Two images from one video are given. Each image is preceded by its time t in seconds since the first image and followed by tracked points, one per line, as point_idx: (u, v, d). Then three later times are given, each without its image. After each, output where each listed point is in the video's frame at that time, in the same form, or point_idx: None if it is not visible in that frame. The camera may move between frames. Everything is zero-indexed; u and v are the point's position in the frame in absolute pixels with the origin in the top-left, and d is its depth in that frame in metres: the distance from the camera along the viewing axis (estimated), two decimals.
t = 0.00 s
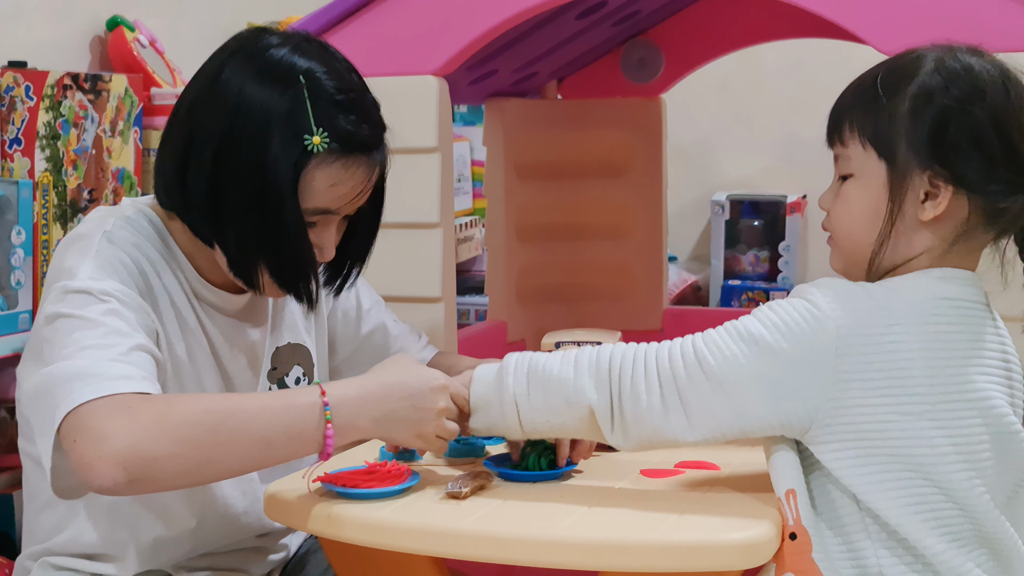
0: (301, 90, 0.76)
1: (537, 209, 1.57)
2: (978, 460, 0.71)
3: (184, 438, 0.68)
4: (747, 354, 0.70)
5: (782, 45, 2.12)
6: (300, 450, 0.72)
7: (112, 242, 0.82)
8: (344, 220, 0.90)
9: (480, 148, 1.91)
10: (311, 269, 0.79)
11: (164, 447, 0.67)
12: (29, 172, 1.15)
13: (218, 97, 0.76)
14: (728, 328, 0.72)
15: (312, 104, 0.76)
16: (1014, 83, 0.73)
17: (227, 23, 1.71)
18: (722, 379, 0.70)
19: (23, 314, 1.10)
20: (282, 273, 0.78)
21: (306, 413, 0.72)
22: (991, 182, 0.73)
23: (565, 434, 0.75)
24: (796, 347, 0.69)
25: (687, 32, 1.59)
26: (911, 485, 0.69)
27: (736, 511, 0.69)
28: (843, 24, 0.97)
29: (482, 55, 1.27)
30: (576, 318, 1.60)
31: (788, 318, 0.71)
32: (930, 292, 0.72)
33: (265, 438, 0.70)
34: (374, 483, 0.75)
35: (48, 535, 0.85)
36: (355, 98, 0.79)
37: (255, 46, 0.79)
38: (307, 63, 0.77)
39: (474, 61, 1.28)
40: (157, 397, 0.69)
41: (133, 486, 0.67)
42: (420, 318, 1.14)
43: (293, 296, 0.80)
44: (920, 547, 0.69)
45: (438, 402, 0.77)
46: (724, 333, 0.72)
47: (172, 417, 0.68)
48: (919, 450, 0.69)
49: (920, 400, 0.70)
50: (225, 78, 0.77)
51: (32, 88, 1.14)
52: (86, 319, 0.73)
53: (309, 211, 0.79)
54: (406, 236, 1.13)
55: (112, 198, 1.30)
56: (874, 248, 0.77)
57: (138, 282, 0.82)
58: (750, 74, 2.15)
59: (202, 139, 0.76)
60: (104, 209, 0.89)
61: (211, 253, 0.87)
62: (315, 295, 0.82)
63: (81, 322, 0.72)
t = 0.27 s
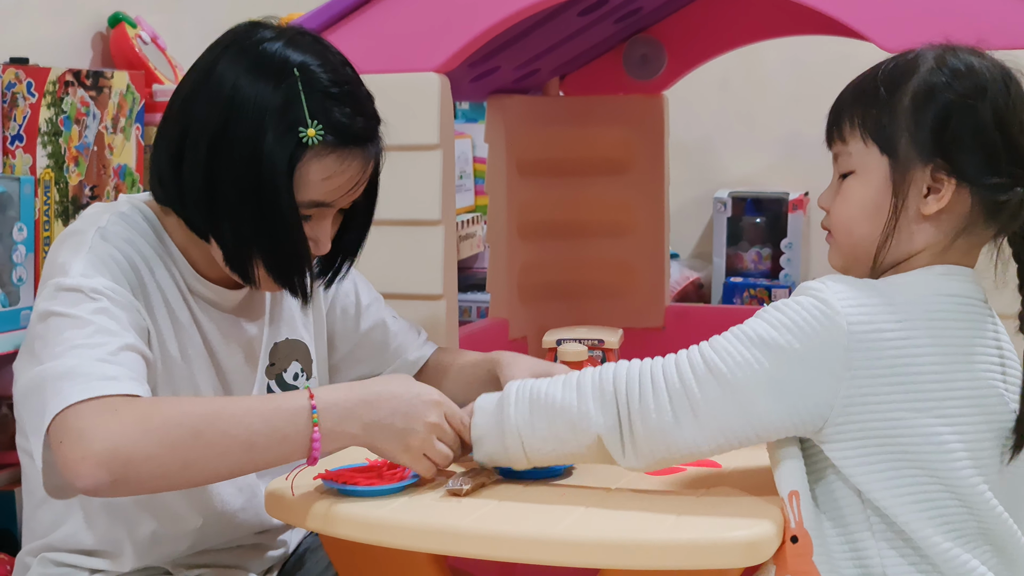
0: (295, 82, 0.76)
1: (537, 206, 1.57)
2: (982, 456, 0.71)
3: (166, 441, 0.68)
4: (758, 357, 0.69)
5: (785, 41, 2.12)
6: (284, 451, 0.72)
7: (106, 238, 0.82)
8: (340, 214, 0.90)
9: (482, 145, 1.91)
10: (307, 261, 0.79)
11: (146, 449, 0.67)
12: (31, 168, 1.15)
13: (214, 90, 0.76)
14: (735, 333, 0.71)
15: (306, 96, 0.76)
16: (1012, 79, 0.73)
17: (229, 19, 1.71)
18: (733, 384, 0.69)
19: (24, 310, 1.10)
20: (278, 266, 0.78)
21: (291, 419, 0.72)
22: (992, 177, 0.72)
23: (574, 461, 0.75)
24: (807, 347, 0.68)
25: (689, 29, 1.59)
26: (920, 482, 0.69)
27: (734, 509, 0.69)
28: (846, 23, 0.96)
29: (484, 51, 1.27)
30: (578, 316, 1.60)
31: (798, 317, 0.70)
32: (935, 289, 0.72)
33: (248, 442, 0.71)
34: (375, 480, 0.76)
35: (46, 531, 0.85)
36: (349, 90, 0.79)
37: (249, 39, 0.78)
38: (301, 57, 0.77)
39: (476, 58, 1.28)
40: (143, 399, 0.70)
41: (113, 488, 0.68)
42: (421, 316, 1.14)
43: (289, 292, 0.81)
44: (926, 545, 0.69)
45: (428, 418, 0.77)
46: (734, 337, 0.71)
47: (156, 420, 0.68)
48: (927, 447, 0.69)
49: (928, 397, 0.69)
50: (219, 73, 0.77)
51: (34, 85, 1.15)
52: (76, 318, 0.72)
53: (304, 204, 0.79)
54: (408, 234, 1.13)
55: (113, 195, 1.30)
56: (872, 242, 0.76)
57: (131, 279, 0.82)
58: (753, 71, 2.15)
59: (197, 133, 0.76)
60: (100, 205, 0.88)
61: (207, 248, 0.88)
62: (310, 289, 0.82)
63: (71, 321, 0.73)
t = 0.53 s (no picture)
0: (294, 78, 0.76)
1: (536, 206, 1.57)
2: (979, 463, 0.72)
3: (167, 431, 0.68)
4: (754, 378, 0.69)
5: (785, 40, 2.12)
6: (283, 412, 0.70)
7: (101, 238, 0.82)
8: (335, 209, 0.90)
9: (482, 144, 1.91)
10: (305, 254, 0.79)
11: (151, 442, 0.67)
12: (30, 167, 1.15)
13: (212, 87, 0.76)
14: (728, 353, 0.71)
15: (304, 91, 0.76)
16: (1018, 83, 0.73)
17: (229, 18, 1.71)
18: (733, 410, 0.68)
19: (23, 308, 1.10)
20: (278, 259, 0.78)
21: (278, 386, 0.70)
22: (994, 180, 0.72)
23: (565, 484, 0.74)
24: (803, 366, 0.68)
25: (689, 28, 1.59)
26: (919, 494, 0.69)
27: (732, 509, 0.69)
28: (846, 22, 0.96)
29: (484, 50, 1.27)
30: (577, 315, 1.60)
31: (793, 336, 0.69)
32: (930, 296, 0.72)
33: (245, 404, 0.69)
34: (368, 479, 0.75)
35: (45, 528, 0.85)
36: (347, 86, 0.79)
37: (245, 36, 0.78)
38: (298, 53, 0.77)
39: (476, 57, 1.28)
40: (146, 395, 0.69)
41: (133, 486, 0.68)
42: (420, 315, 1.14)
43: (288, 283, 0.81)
44: (927, 555, 0.69)
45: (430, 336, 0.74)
46: (728, 354, 0.71)
47: (156, 412, 0.68)
48: (926, 459, 0.69)
49: (926, 408, 0.69)
50: (217, 69, 0.77)
51: (33, 84, 1.15)
52: (74, 322, 0.72)
53: (302, 197, 0.79)
54: (407, 232, 1.13)
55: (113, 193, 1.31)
56: (871, 238, 0.76)
57: (128, 278, 0.82)
58: (753, 69, 2.15)
59: (196, 130, 0.76)
60: (94, 205, 0.89)
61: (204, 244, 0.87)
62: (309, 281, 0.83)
63: (70, 327, 0.72)
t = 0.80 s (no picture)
0: (279, 71, 0.76)
1: (535, 205, 1.57)
2: (974, 466, 0.72)
3: (236, 393, 0.70)
4: (750, 383, 0.69)
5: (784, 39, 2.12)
6: (347, 393, 0.73)
7: (104, 228, 0.82)
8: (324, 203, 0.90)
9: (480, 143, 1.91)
10: (291, 247, 0.79)
11: (221, 403, 0.69)
12: (28, 167, 1.15)
13: (198, 87, 0.76)
14: (723, 358, 0.71)
15: (290, 84, 0.76)
16: (1009, 83, 0.73)
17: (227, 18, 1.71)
18: (728, 414, 0.68)
19: (21, 309, 1.10)
20: (266, 254, 0.78)
21: (353, 356, 0.74)
22: (987, 186, 0.73)
23: (554, 481, 0.74)
24: (799, 372, 0.68)
25: (686, 27, 1.59)
26: (915, 499, 0.69)
27: (728, 510, 0.69)
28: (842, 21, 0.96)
29: (482, 50, 1.27)
30: (576, 314, 1.60)
31: (788, 342, 0.69)
32: (925, 301, 0.72)
33: (314, 379, 0.72)
34: (365, 479, 0.75)
35: (43, 527, 0.85)
36: (331, 78, 0.80)
37: (231, 32, 0.78)
38: (283, 48, 0.78)
39: (474, 57, 1.28)
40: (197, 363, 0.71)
41: (196, 445, 0.69)
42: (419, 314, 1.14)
43: (273, 276, 0.82)
44: (924, 559, 0.69)
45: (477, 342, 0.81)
46: (723, 359, 0.70)
47: (225, 376, 0.70)
48: (922, 464, 0.69)
49: (921, 413, 0.70)
50: (204, 67, 0.76)
51: (31, 84, 1.15)
52: (101, 298, 0.73)
53: (290, 190, 0.79)
54: (406, 232, 1.13)
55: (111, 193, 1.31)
56: (865, 242, 0.76)
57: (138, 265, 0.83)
58: (751, 68, 2.15)
59: (184, 131, 0.76)
60: (87, 200, 0.88)
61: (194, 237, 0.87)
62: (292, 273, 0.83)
63: (98, 302, 0.73)
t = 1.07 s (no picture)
0: (282, 70, 0.76)
1: (535, 204, 1.57)
2: (974, 465, 0.72)
3: (242, 389, 0.70)
4: (752, 378, 0.69)
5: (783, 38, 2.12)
6: (355, 398, 0.74)
7: (105, 226, 0.82)
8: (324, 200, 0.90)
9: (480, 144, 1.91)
10: (292, 244, 0.79)
11: (227, 399, 0.69)
12: (28, 168, 1.15)
13: (197, 86, 0.76)
14: (726, 351, 0.71)
15: (292, 82, 0.76)
16: (1000, 80, 0.74)
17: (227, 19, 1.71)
18: (726, 407, 0.69)
19: (21, 310, 1.10)
20: (266, 251, 0.78)
21: (360, 357, 0.74)
22: (982, 183, 0.73)
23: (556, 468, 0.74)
24: (800, 369, 0.68)
25: (685, 27, 1.60)
26: (913, 496, 0.69)
27: (727, 508, 0.69)
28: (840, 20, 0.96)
29: (481, 50, 1.27)
30: (576, 313, 1.60)
31: (790, 338, 0.69)
32: (926, 299, 0.72)
33: (323, 383, 0.72)
34: (366, 479, 0.75)
35: (43, 527, 0.85)
36: (333, 77, 0.80)
37: (233, 30, 0.78)
38: (285, 46, 0.78)
39: (473, 57, 1.28)
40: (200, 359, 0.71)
41: (200, 439, 0.69)
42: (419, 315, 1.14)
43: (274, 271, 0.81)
44: (922, 557, 0.69)
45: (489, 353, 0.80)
46: (725, 355, 0.71)
47: (230, 372, 0.70)
48: (921, 462, 0.69)
49: (920, 412, 0.70)
50: (206, 65, 0.77)
51: (31, 86, 1.15)
52: (105, 294, 0.73)
53: (292, 187, 0.79)
54: (406, 232, 1.13)
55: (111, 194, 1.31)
56: (864, 244, 0.76)
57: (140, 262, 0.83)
58: (751, 69, 2.15)
59: (185, 129, 0.76)
60: (87, 199, 0.88)
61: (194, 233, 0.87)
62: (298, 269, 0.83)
63: (103, 298, 0.73)
